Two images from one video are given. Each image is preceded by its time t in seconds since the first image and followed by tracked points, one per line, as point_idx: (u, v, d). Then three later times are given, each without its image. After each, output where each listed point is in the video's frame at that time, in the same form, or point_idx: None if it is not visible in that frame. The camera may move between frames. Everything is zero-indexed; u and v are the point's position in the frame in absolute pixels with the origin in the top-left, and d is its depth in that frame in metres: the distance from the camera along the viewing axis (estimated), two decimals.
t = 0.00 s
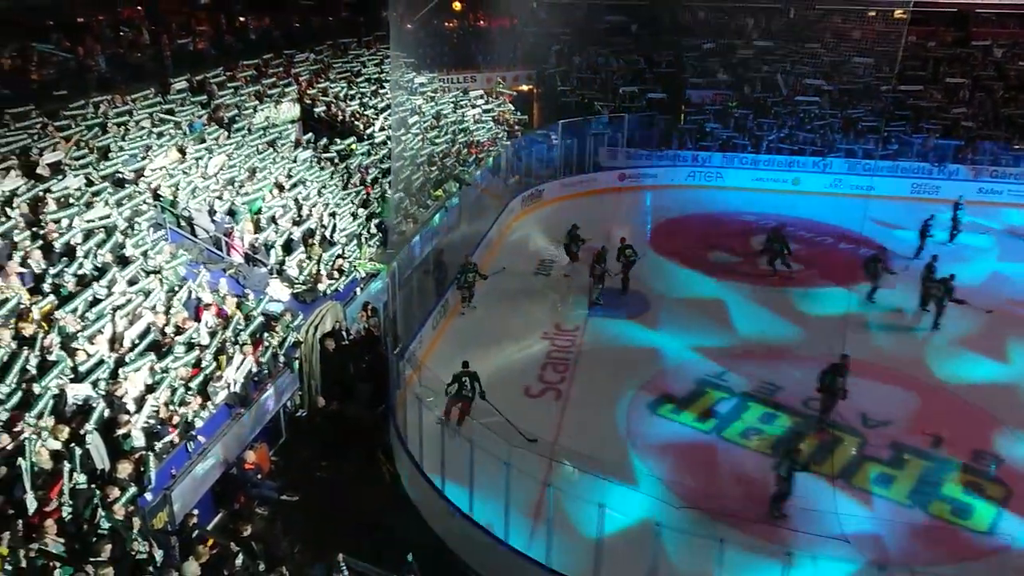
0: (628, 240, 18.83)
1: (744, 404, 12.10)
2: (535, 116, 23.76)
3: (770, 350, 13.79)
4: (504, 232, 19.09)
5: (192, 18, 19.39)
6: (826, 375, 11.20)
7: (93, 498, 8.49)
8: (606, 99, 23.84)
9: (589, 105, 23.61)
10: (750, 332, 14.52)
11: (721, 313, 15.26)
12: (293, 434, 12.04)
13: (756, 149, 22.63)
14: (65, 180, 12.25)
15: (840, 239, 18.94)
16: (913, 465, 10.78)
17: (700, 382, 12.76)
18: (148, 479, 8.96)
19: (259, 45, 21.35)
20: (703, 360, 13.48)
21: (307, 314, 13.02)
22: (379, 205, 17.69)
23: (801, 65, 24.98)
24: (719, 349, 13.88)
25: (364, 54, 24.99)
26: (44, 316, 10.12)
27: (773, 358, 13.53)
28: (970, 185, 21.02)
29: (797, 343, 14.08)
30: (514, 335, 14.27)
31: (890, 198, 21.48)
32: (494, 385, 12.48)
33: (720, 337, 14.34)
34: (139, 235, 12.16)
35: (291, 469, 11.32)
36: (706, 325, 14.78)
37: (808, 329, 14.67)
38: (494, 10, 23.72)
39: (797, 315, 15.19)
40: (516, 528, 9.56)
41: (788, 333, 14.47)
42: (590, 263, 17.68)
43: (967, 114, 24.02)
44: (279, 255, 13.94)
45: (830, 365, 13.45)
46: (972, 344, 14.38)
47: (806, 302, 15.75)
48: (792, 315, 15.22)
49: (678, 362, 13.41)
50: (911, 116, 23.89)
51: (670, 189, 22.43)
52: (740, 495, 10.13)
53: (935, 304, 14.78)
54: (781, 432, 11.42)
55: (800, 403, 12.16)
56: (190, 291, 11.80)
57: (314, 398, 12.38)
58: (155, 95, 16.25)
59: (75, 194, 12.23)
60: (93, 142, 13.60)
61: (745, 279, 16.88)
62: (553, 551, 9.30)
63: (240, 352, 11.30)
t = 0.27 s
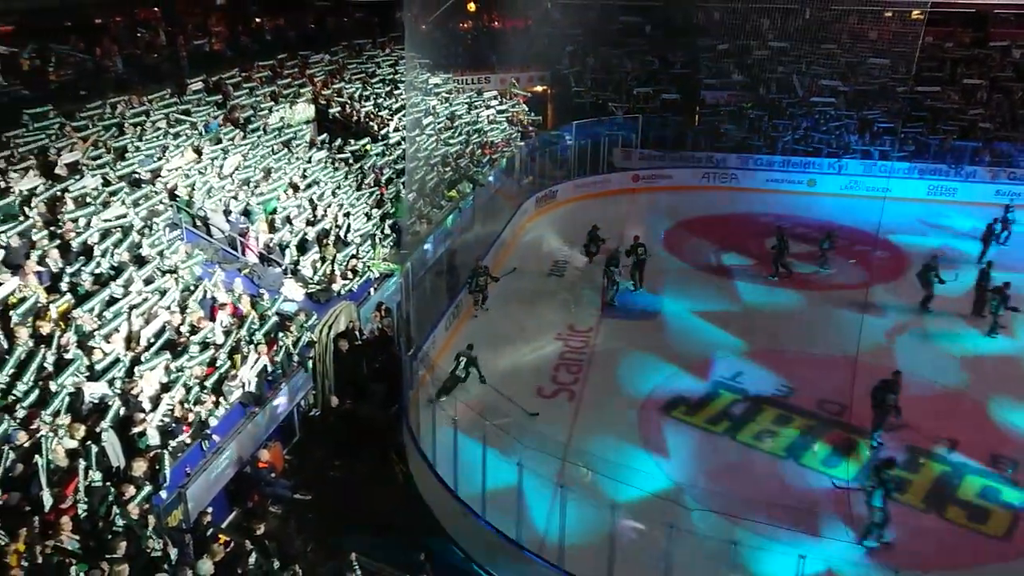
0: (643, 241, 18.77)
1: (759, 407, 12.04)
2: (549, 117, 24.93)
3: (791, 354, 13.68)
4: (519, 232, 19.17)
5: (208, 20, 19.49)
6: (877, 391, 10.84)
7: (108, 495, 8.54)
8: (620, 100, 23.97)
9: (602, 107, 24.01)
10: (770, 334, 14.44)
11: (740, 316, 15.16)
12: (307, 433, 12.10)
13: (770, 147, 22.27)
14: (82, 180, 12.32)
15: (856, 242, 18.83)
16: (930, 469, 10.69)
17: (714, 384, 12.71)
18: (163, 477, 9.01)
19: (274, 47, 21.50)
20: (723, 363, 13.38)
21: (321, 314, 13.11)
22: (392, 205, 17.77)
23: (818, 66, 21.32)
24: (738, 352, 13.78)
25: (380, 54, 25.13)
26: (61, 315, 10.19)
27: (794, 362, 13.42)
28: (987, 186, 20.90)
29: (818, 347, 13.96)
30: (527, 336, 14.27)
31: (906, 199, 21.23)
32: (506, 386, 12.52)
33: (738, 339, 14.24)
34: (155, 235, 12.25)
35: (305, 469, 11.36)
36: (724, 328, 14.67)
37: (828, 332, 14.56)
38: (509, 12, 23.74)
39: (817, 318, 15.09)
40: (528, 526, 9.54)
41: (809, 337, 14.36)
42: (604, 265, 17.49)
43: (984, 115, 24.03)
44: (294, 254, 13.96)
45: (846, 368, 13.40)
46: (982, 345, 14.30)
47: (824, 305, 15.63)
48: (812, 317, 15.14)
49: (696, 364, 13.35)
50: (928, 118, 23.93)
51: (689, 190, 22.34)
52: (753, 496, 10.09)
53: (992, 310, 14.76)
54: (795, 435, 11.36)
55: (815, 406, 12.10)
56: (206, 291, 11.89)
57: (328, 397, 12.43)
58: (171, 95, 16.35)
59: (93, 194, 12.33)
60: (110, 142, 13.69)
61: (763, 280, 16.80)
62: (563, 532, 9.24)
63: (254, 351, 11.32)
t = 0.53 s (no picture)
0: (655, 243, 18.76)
1: (773, 409, 11.98)
2: (563, 117, 24.91)
3: (806, 355, 13.63)
4: (532, 232, 19.20)
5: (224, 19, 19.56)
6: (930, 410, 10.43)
7: (123, 492, 8.60)
8: (633, 100, 24.60)
9: (615, 108, 24.62)
10: (786, 335, 14.39)
11: (755, 318, 15.09)
12: (321, 432, 12.15)
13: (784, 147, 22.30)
14: (98, 180, 12.41)
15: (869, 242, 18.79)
16: (944, 472, 10.61)
17: (728, 386, 12.64)
18: (177, 475, 9.12)
19: (289, 46, 21.56)
20: (738, 364, 13.32)
21: (335, 313, 13.15)
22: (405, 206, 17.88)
23: (832, 68, 20.68)
24: (754, 352, 13.75)
25: (393, 56, 25.30)
26: (76, 313, 10.24)
27: (809, 363, 13.36)
28: (1003, 187, 21.12)
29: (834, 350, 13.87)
30: (541, 335, 14.29)
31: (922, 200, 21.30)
32: (518, 388, 12.47)
33: (753, 340, 14.21)
34: (170, 234, 12.31)
35: (318, 468, 11.41)
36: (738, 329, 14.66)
37: (843, 335, 14.45)
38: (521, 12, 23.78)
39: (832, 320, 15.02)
40: (540, 527, 9.49)
41: (825, 339, 14.29)
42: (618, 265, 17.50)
43: (1001, 117, 24.37)
44: (308, 254, 14.03)
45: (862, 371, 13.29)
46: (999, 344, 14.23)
47: (838, 306, 15.57)
48: (827, 318, 15.11)
49: (711, 363, 13.38)
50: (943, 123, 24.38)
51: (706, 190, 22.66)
52: (766, 499, 10.02)
53: None
54: (810, 437, 11.30)
55: (829, 408, 12.03)
56: (220, 290, 11.90)
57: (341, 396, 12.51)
58: (187, 95, 16.47)
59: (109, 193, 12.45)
60: (126, 142, 13.80)
61: (777, 281, 16.78)
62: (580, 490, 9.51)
63: (268, 351, 11.38)
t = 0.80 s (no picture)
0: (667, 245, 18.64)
1: (784, 410, 11.95)
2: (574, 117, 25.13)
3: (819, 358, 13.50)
4: (543, 232, 19.21)
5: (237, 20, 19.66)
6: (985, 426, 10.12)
7: (135, 490, 8.66)
8: (645, 100, 24.78)
9: (627, 107, 24.73)
10: (800, 338, 14.25)
11: (768, 321, 14.97)
12: (332, 430, 12.20)
13: (796, 149, 22.07)
14: (112, 179, 12.46)
15: (882, 244, 18.69)
16: (957, 475, 10.55)
17: (739, 387, 12.61)
18: (189, 472, 9.24)
19: (302, 46, 21.62)
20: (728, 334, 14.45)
21: (346, 312, 13.25)
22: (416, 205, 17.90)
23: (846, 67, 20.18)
24: (767, 356, 13.61)
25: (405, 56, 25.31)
26: (89, 311, 10.25)
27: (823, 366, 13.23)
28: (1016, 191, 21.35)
29: (848, 352, 13.74)
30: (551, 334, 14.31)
31: (934, 200, 21.55)
32: (527, 387, 12.49)
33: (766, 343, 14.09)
34: (183, 233, 12.37)
35: (330, 466, 11.45)
36: (750, 331, 14.55)
37: (857, 337, 14.32)
38: (532, 11, 23.61)
39: (846, 322, 14.90)
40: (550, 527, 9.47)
41: (839, 342, 14.16)
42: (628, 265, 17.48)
43: (1017, 117, 23.84)
44: (320, 253, 14.06)
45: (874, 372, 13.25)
46: (1012, 344, 14.18)
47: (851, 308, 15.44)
48: (839, 320, 14.99)
49: (724, 365, 13.28)
50: (958, 121, 24.10)
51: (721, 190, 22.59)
52: (776, 500, 9.99)
53: None
54: (821, 439, 11.26)
55: (841, 409, 11.98)
56: (232, 289, 12.04)
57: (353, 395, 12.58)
58: (200, 95, 16.54)
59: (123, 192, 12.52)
60: (139, 141, 13.87)
61: (791, 283, 16.67)
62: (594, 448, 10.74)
63: (279, 349, 11.39)
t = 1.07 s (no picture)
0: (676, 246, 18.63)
1: (793, 411, 11.90)
2: (583, 116, 24.88)
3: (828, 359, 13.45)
4: (552, 232, 19.21)
5: (248, 19, 19.77)
6: None
7: (144, 486, 8.72)
8: (655, 100, 24.50)
9: (637, 106, 24.45)
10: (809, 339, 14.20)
11: (777, 322, 14.90)
12: (340, 428, 12.23)
13: (804, 148, 22.32)
14: (123, 177, 12.50)
15: (892, 245, 18.58)
16: (967, 477, 10.48)
17: (748, 388, 12.57)
18: (198, 469, 9.27)
19: (312, 44, 21.67)
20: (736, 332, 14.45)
21: (355, 310, 13.26)
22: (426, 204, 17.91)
23: (857, 67, 20.53)
24: (777, 357, 13.54)
25: (414, 54, 25.12)
26: (100, 308, 10.29)
27: (832, 366, 13.21)
28: None
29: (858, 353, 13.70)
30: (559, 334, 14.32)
31: (945, 201, 21.27)
32: (536, 387, 12.48)
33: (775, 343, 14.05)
34: (193, 231, 12.41)
35: (338, 465, 11.47)
36: (760, 331, 14.51)
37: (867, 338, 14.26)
38: (542, 11, 24.46)
39: (855, 323, 14.85)
40: (559, 527, 9.49)
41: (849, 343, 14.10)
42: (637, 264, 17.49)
43: None
44: (328, 252, 14.07)
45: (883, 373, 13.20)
46: None
47: (861, 309, 15.38)
48: (849, 321, 14.92)
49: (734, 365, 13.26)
50: (970, 120, 23.83)
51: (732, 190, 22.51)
52: (787, 502, 9.95)
53: None
54: (830, 440, 11.22)
55: (850, 411, 11.93)
56: (242, 287, 12.08)
57: (360, 394, 12.64)
58: (211, 94, 16.59)
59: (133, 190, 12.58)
60: (150, 140, 13.89)
61: (801, 283, 16.60)
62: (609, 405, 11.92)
63: (288, 347, 11.44)
